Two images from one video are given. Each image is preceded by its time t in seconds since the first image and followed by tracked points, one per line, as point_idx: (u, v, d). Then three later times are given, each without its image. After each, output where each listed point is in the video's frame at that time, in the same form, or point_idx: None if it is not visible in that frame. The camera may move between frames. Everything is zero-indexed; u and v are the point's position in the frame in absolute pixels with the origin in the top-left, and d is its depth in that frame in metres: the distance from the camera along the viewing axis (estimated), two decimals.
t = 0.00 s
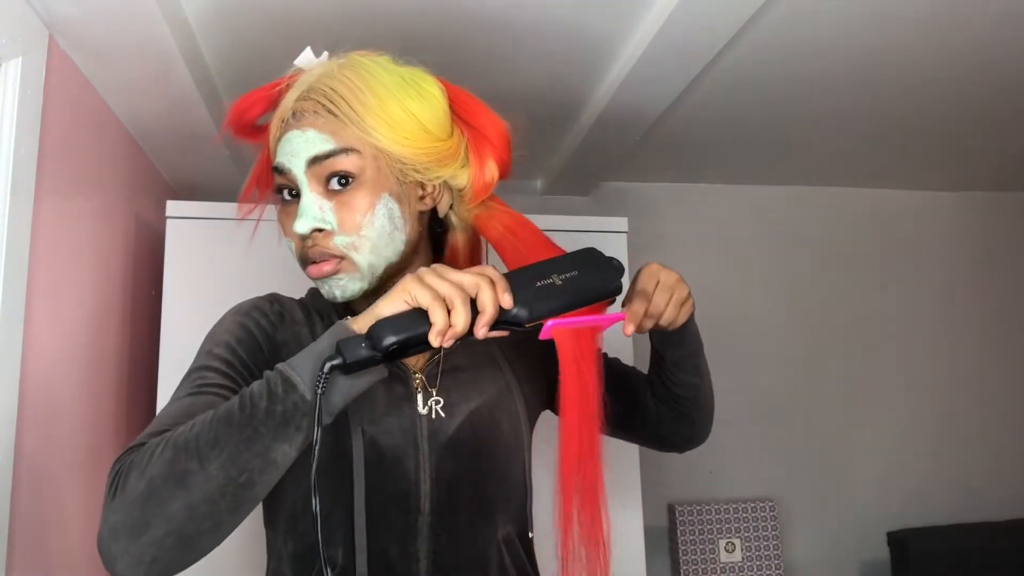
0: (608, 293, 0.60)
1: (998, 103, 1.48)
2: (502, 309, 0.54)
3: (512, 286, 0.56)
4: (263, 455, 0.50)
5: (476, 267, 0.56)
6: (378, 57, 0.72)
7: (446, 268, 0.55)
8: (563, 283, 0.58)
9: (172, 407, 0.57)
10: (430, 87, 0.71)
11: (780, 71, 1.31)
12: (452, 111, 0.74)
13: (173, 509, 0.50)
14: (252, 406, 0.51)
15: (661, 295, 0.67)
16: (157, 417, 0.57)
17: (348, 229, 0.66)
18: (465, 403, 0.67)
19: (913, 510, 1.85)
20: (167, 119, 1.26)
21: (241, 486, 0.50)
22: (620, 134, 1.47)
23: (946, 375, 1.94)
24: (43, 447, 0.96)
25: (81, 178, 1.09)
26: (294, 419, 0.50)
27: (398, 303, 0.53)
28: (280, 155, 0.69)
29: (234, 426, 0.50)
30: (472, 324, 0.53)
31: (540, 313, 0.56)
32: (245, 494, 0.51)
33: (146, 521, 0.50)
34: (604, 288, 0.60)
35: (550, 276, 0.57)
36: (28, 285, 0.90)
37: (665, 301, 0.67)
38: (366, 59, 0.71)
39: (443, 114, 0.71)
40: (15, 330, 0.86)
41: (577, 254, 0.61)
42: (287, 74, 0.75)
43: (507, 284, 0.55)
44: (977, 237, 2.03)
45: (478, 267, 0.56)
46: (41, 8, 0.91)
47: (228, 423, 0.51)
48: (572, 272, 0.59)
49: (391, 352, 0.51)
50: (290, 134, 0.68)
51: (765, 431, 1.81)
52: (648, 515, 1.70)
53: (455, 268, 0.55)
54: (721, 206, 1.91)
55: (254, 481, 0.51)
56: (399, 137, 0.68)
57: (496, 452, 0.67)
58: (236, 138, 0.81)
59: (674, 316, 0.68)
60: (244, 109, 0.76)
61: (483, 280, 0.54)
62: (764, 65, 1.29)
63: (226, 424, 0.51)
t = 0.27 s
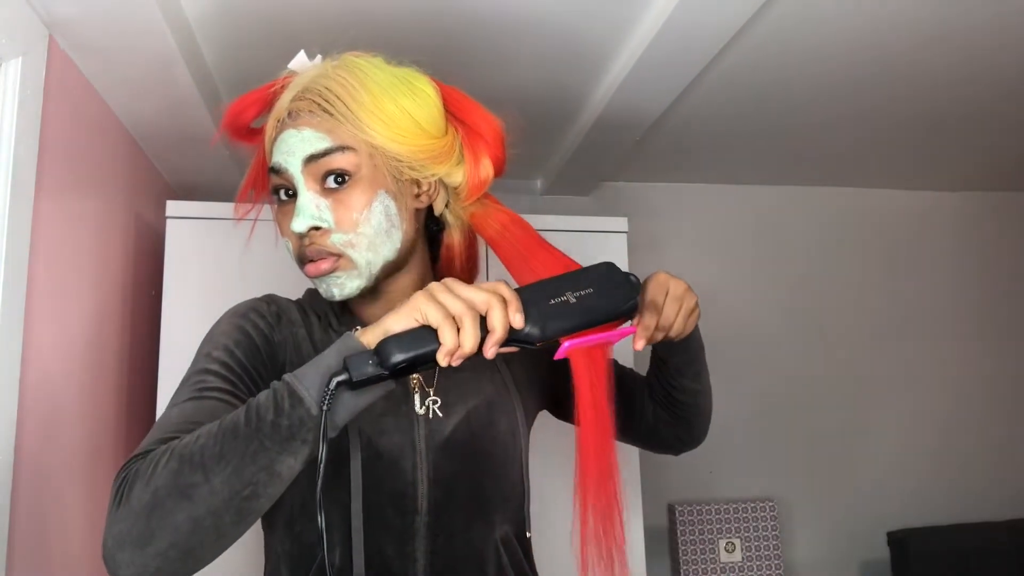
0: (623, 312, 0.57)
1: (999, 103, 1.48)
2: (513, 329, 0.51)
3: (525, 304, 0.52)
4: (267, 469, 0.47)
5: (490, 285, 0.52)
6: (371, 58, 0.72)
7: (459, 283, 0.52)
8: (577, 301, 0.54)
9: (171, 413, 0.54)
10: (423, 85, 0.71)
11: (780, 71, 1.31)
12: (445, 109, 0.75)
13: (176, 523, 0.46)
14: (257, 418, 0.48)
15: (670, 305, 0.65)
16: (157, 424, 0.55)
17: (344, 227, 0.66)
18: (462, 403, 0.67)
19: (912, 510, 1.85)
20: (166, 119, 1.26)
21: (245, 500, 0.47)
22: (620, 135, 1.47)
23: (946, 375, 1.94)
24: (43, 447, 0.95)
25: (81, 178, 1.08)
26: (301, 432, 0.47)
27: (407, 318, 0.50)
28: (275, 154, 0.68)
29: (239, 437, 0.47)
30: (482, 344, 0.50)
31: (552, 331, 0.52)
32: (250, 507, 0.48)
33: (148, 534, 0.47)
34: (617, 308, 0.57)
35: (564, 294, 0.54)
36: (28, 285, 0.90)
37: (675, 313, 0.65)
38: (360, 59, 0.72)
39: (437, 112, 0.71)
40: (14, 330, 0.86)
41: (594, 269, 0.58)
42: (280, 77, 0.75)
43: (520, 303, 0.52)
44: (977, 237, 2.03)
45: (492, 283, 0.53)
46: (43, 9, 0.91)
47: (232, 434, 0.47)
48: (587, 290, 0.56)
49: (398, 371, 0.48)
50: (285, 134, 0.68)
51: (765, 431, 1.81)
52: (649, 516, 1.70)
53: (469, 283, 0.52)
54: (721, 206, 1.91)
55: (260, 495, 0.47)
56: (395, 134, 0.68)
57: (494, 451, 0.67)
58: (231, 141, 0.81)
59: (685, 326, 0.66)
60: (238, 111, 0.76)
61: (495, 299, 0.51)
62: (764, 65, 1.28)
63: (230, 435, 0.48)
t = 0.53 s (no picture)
0: (633, 334, 0.54)
1: (998, 103, 1.48)
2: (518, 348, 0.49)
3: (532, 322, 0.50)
4: (266, 481, 0.45)
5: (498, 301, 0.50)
6: (362, 57, 0.72)
7: (466, 296, 0.50)
8: (586, 320, 0.51)
9: (165, 419, 0.53)
10: (414, 83, 0.71)
11: (780, 71, 1.31)
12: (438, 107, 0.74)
13: (175, 536, 0.45)
14: (256, 429, 0.46)
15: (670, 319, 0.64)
16: (152, 431, 0.53)
17: (339, 226, 0.66)
18: (458, 403, 0.67)
19: (912, 510, 1.85)
20: (167, 119, 1.26)
21: (244, 513, 0.46)
22: (620, 134, 1.47)
23: (946, 375, 1.94)
24: (42, 448, 0.95)
25: (80, 178, 1.08)
26: (300, 446, 0.46)
27: (410, 332, 0.47)
28: (269, 154, 0.68)
29: (237, 449, 0.46)
30: (485, 363, 0.47)
31: (557, 352, 0.49)
32: (248, 519, 0.46)
33: (147, 547, 0.45)
34: (627, 330, 0.53)
35: (573, 312, 0.51)
36: (28, 285, 0.90)
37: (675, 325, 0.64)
38: (351, 59, 0.71)
39: (429, 110, 0.71)
40: (14, 330, 0.86)
41: (605, 286, 0.55)
42: (271, 78, 0.75)
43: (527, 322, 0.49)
44: (977, 237, 2.03)
45: (501, 299, 0.50)
46: (43, 9, 0.91)
47: (230, 445, 0.46)
48: (597, 309, 0.53)
49: (399, 386, 0.46)
50: (278, 134, 0.68)
51: (765, 431, 1.80)
52: (649, 515, 1.70)
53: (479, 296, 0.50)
54: (721, 206, 1.91)
55: (258, 507, 0.46)
56: (387, 132, 0.68)
57: (489, 450, 0.67)
58: (224, 143, 0.81)
59: (684, 338, 0.65)
60: (231, 113, 0.76)
61: (502, 317, 0.48)
62: (763, 65, 1.28)
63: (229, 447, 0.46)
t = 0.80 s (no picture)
0: (647, 355, 0.53)
1: (998, 103, 1.48)
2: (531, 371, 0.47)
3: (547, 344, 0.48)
4: (272, 494, 0.45)
5: (513, 320, 0.48)
6: (361, 58, 0.72)
7: (481, 313, 0.47)
8: (601, 341, 0.50)
9: (167, 422, 0.52)
10: (413, 84, 0.71)
11: (780, 71, 1.31)
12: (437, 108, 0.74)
13: (178, 546, 0.45)
14: (262, 441, 0.45)
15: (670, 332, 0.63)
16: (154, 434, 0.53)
17: (340, 225, 0.66)
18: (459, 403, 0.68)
19: (912, 511, 1.85)
20: (167, 119, 1.26)
21: (249, 525, 0.45)
22: (619, 135, 1.47)
23: (946, 375, 1.94)
24: (42, 448, 0.95)
25: (80, 178, 1.08)
26: (306, 461, 0.45)
27: (421, 349, 0.46)
28: (269, 155, 0.68)
29: (243, 461, 0.45)
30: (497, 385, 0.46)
31: (571, 372, 0.48)
32: (253, 531, 0.46)
33: (150, 555, 0.45)
34: (640, 352, 0.53)
35: (588, 332, 0.50)
36: (27, 286, 0.90)
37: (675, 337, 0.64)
38: (350, 59, 0.71)
39: (428, 110, 0.71)
40: (14, 330, 0.86)
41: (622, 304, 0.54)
42: (270, 81, 0.75)
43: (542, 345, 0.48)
44: (977, 237, 2.03)
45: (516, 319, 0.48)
46: (43, 9, 0.91)
47: (237, 456, 0.45)
48: (613, 329, 0.52)
49: (408, 406, 0.44)
50: (279, 134, 0.68)
51: (765, 431, 1.81)
52: (649, 515, 1.70)
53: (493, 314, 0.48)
54: (721, 206, 1.91)
55: (263, 519, 0.45)
56: (388, 132, 0.68)
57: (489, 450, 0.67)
58: (223, 146, 0.81)
59: (686, 352, 0.65)
60: (230, 115, 0.76)
61: (514, 340, 0.46)
62: (763, 65, 1.28)
63: (235, 458, 0.45)
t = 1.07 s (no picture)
0: (665, 383, 0.53)
1: (998, 103, 1.48)
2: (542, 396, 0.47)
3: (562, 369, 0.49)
4: (276, 504, 0.45)
5: (528, 342, 0.48)
6: (372, 60, 0.72)
7: (498, 333, 0.47)
8: (620, 366, 0.51)
9: (175, 422, 0.52)
10: (423, 86, 0.71)
11: (780, 71, 1.31)
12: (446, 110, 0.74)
13: (183, 549, 0.45)
14: (270, 450, 0.45)
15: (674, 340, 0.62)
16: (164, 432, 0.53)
17: (350, 224, 0.66)
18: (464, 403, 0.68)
19: (912, 510, 1.85)
20: (167, 119, 1.26)
21: (253, 533, 0.45)
22: (620, 135, 1.47)
23: (946, 375, 1.94)
24: (42, 447, 0.96)
25: (81, 177, 1.09)
26: (313, 472, 0.44)
27: (433, 367, 0.46)
28: (280, 154, 0.68)
29: (249, 469, 0.45)
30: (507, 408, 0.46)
31: (587, 397, 0.49)
32: (257, 539, 0.45)
33: (156, 557, 0.45)
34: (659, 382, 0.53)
35: (608, 357, 0.50)
36: (28, 285, 0.90)
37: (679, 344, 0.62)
38: (361, 61, 0.72)
39: (438, 112, 0.71)
40: (14, 330, 0.86)
41: (646, 330, 0.54)
42: (280, 84, 0.75)
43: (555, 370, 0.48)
44: (977, 237, 2.03)
45: (530, 340, 0.48)
46: (43, 9, 0.91)
47: (243, 464, 0.45)
48: (634, 355, 0.52)
49: (418, 425, 0.44)
50: (290, 134, 0.68)
51: (765, 431, 1.81)
52: (649, 515, 1.70)
53: (508, 334, 0.48)
54: (721, 206, 1.91)
55: (268, 527, 0.45)
56: (398, 132, 0.68)
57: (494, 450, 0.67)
58: (232, 147, 0.81)
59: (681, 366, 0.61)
60: (239, 117, 0.76)
61: (529, 364, 0.46)
62: (763, 65, 1.29)
63: (242, 466, 0.45)
